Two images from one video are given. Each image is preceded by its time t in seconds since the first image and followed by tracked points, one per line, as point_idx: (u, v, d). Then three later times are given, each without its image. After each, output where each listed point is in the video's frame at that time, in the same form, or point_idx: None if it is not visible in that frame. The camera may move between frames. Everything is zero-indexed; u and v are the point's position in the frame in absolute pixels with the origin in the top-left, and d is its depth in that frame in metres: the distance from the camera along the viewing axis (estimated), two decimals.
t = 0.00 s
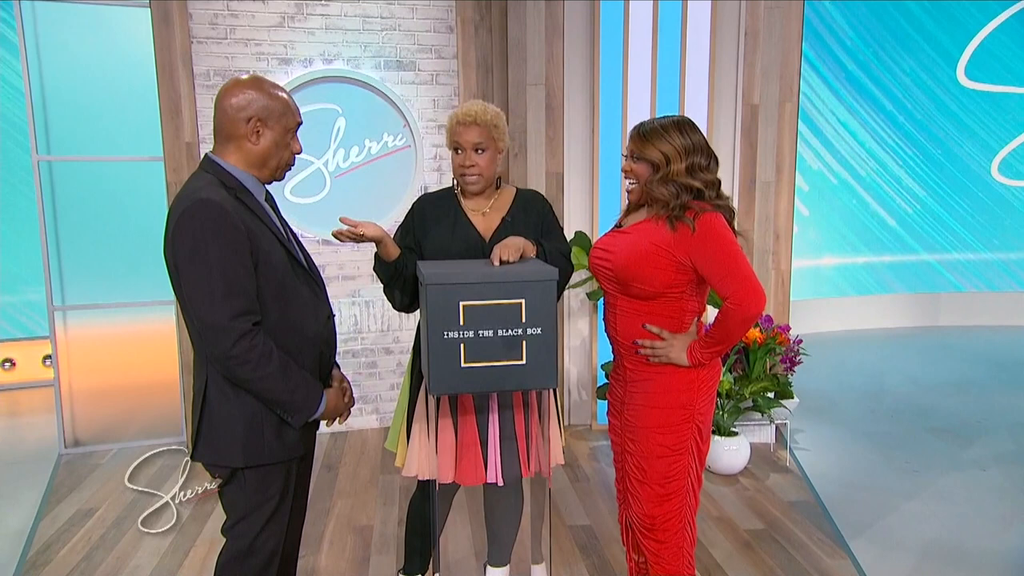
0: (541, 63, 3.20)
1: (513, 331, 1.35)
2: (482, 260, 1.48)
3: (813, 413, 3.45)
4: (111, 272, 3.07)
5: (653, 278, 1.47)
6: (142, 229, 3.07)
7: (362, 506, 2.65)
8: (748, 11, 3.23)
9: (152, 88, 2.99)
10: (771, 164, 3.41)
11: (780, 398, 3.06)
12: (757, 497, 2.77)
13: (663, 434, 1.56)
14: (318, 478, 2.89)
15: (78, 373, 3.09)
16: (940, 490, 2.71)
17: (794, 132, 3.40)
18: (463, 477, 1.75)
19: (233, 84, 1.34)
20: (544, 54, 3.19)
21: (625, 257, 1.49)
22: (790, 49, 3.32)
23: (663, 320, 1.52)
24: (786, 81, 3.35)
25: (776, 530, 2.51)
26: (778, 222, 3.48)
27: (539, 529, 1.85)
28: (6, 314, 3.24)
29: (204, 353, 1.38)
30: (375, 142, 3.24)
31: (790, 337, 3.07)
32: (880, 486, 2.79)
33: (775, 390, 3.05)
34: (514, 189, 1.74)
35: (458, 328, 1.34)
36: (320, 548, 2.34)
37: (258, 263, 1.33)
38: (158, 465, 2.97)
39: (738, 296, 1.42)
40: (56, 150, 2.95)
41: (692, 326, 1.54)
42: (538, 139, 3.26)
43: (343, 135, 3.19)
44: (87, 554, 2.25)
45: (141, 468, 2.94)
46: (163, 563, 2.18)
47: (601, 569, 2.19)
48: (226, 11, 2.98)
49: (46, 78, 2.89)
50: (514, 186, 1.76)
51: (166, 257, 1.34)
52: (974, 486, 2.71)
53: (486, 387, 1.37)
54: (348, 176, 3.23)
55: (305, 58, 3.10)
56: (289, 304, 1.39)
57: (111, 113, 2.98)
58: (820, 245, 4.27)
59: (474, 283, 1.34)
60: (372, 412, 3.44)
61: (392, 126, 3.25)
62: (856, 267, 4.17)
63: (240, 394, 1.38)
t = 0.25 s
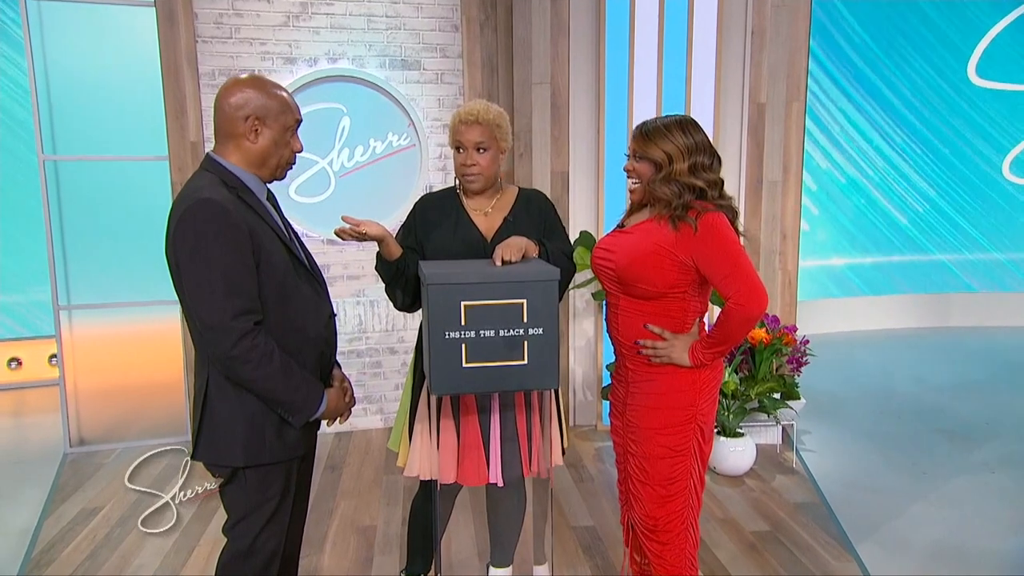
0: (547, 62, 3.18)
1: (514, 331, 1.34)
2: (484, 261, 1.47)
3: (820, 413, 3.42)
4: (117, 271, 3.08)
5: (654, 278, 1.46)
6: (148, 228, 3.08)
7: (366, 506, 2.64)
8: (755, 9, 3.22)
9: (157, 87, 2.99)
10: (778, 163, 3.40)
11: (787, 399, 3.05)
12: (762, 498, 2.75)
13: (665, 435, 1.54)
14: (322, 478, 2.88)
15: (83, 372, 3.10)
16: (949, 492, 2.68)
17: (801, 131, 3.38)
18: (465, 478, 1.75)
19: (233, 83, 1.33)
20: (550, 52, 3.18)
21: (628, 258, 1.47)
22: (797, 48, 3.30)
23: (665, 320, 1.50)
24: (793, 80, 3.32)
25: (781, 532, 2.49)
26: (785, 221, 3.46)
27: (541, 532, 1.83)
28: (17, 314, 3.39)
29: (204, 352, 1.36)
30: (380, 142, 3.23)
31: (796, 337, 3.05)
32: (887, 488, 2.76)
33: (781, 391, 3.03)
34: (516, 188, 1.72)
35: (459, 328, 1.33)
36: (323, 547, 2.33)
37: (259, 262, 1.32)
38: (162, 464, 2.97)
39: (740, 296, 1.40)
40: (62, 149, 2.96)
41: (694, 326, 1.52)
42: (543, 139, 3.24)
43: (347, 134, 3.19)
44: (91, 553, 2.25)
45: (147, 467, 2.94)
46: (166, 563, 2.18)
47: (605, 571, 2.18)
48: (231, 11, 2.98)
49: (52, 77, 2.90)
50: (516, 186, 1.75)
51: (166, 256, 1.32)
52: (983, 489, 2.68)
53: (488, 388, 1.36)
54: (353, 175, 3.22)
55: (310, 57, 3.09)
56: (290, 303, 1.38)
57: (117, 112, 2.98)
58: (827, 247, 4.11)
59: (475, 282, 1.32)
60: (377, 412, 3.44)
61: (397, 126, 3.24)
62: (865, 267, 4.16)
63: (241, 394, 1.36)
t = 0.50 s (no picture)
0: (552, 60, 3.17)
1: (515, 331, 1.33)
2: (485, 260, 1.45)
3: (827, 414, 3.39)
4: (122, 269, 3.09)
5: (656, 278, 1.44)
6: (153, 227, 3.09)
7: (369, 506, 2.63)
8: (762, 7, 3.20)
9: (162, 87, 3.00)
10: (785, 163, 3.37)
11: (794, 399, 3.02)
12: (768, 499, 2.73)
13: (667, 435, 1.53)
14: (325, 478, 2.87)
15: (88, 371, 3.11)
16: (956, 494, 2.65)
17: (807, 130, 3.35)
18: (469, 477, 1.72)
19: (235, 82, 1.32)
20: (555, 50, 3.17)
21: (629, 257, 1.46)
22: (805, 46, 3.27)
23: (667, 320, 1.49)
24: (800, 79, 3.30)
25: (786, 533, 2.47)
26: (792, 220, 3.44)
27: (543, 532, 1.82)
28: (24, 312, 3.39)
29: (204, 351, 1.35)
30: (385, 140, 3.23)
31: (803, 337, 3.02)
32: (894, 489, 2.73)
33: (787, 391, 3.00)
34: (517, 188, 1.71)
35: (459, 328, 1.32)
36: (325, 547, 2.32)
37: (260, 261, 1.31)
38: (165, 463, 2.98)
39: (743, 296, 1.38)
40: (67, 148, 2.96)
41: (697, 326, 1.51)
42: (548, 137, 3.23)
43: (352, 133, 3.18)
44: (94, 552, 2.25)
45: (152, 466, 2.95)
46: (168, 563, 2.17)
47: (608, 572, 2.16)
48: (235, 10, 2.98)
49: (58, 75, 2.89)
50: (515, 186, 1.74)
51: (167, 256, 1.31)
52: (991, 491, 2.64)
53: (489, 388, 1.35)
54: (358, 174, 3.21)
55: (315, 55, 3.09)
56: (290, 303, 1.37)
57: (122, 111, 2.99)
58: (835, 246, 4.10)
59: (476, 282, 1.31)
60: (381, 411, 3.43)
61: (402, 124, 3.23)
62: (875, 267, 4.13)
63: (241, 393, 1.35)
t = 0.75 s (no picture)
0: (557, 57, 3.15)
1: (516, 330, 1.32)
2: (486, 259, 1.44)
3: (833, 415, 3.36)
4: (127, 267, 3.10)
5: (657, 277, 1.43)
6: (157, 225, 3.09)
7: (372, 505, 2.62)
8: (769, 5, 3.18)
9: (166, 85, 3.00)
10: (792, 161, 3.37)
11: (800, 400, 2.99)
12: (773, 500, 2.70)
13: (668, 435, 1.51)
14: (328, 477, 2.87)
15: (92, 369, 3.11)
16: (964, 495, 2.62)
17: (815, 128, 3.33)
18: (469, 478, 1.72)
19: (228, 79, 1.32)
20: (560, 48, 3.15)
21: (630, 256, 1.44)
22: (812, 43, 3.24)
23: (669, 320, 1.47)
24: (808, 76, 3.28)
25: (792, 534, 2.45)
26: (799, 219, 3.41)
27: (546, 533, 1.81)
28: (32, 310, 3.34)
29: (202, 349, 1.33)
30: (389, 139, 3.22)
31: (809, 336, 3.00)
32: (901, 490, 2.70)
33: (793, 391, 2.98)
34: (512, 185, 1.69)
35: (460, 327, 1.30)
36: (328, 547, 2.31)
37: (258, 260, 1.30)
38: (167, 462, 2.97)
39: (744, 295, 1.36)
40: (71, 147, 2.96)
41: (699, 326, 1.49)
42: (553, 135, 3.21)
43: (356, 131, 3.17)
44: (97, 551, 2.25)
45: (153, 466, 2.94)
46: (171, 562, 2.17)
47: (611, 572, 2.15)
48: (240, 7, 2.97)
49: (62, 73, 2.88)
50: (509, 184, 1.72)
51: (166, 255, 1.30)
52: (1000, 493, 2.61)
53: (490, 387, 1.33)
54: (362, 173, 3.20)
55: (319, 53, 3.08)
56: (290, 301, 1.35)
57: (127, 110, 2.99)
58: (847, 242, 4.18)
59: (477, 280, 1.30)
60: (385, 410, 3.42)
61: (406, 123, 3.22)
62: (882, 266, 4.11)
63: (240, 392, 1.33)
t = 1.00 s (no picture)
0: (563, 55, 3.13)
1: (515, 330, 1.30)
2: (486, 258, 1.43)
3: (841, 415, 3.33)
4: (131, 267, 3.09)
5: (654, 277, 1.41)
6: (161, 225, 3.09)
7: (375, 505, 2.61)
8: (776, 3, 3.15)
9: (171, 85, 3.00)
10: (800, 160, 3.31)
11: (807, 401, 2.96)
12: (779, 502, 2.67)
13: (667, 436, 1.49)
14: (332, 477, 2.85)
15: (96, 368, 3.11)
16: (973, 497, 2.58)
17: (823, 127, 3.29)
18: (478, 480, 1.67)
19: (225, 78, 1.31)
20: (566, 46, 3.12)
21: (628, 255, 1.42)
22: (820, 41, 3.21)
23: (667, 319, 1.45)
24: (815, 75, 3.25)
25: (797, 537, 2.42)
26: (806, 218, 3.38)
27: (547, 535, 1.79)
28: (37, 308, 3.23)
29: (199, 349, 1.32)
30: (393, 138, 3.20)
31: (817, 337, 2.97)
32: (908, 492, 2.67)
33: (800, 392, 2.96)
34: (504, 185, 1.67)
35: (459, 327, 1.29)
36: (330, 547, 2.30)
37: (255, 260, 1.29)
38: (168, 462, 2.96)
39: (739, 295, 1.33)
40: (76, 146, 2.97)
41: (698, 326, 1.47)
42: (559, 134, 3.19)
43: (360, 130, 3.16)
44: (99, 550, 2.24)
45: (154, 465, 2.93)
46: (173, 562, 2.17)
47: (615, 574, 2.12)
48: (244, 6, 2.97)
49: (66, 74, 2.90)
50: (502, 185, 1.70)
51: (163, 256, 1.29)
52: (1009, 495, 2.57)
53: (489, 388, 1.31)
54: (366, 172, 3.20)
55: (324, 52, 3.07)
56: (287, 300, 1.34)
57: (131, 110, 2.99)
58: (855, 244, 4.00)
59: (475, 280, 1.28)
60: (389, 411, 3.41)
61: (411, 122, 3.21)
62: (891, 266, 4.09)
63: (238, 391, 1.31)
